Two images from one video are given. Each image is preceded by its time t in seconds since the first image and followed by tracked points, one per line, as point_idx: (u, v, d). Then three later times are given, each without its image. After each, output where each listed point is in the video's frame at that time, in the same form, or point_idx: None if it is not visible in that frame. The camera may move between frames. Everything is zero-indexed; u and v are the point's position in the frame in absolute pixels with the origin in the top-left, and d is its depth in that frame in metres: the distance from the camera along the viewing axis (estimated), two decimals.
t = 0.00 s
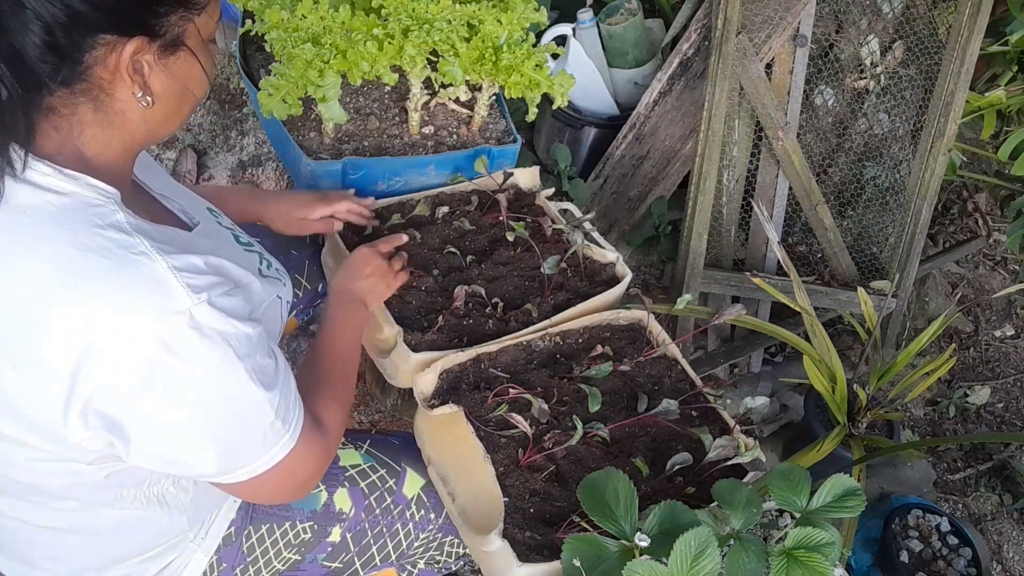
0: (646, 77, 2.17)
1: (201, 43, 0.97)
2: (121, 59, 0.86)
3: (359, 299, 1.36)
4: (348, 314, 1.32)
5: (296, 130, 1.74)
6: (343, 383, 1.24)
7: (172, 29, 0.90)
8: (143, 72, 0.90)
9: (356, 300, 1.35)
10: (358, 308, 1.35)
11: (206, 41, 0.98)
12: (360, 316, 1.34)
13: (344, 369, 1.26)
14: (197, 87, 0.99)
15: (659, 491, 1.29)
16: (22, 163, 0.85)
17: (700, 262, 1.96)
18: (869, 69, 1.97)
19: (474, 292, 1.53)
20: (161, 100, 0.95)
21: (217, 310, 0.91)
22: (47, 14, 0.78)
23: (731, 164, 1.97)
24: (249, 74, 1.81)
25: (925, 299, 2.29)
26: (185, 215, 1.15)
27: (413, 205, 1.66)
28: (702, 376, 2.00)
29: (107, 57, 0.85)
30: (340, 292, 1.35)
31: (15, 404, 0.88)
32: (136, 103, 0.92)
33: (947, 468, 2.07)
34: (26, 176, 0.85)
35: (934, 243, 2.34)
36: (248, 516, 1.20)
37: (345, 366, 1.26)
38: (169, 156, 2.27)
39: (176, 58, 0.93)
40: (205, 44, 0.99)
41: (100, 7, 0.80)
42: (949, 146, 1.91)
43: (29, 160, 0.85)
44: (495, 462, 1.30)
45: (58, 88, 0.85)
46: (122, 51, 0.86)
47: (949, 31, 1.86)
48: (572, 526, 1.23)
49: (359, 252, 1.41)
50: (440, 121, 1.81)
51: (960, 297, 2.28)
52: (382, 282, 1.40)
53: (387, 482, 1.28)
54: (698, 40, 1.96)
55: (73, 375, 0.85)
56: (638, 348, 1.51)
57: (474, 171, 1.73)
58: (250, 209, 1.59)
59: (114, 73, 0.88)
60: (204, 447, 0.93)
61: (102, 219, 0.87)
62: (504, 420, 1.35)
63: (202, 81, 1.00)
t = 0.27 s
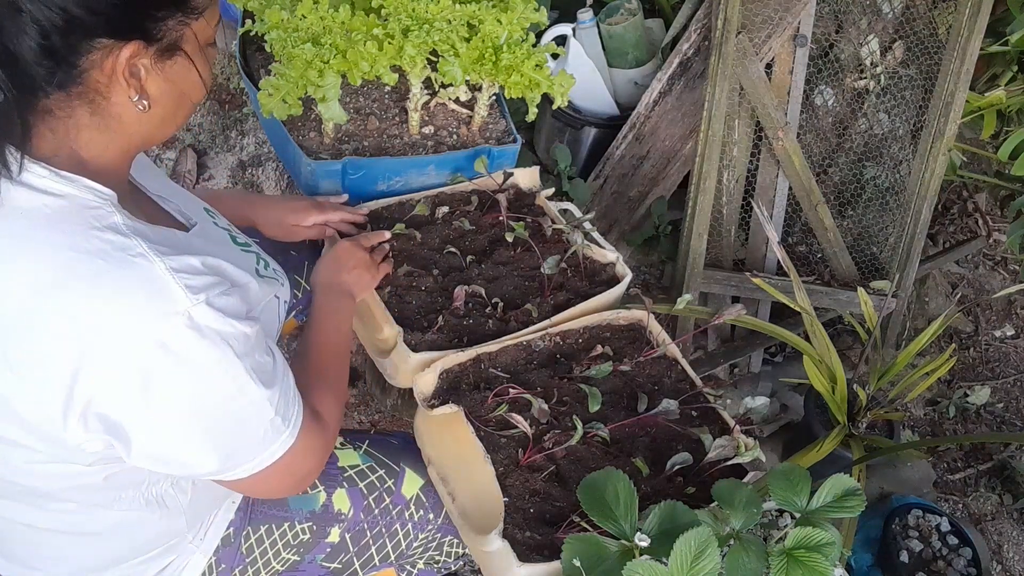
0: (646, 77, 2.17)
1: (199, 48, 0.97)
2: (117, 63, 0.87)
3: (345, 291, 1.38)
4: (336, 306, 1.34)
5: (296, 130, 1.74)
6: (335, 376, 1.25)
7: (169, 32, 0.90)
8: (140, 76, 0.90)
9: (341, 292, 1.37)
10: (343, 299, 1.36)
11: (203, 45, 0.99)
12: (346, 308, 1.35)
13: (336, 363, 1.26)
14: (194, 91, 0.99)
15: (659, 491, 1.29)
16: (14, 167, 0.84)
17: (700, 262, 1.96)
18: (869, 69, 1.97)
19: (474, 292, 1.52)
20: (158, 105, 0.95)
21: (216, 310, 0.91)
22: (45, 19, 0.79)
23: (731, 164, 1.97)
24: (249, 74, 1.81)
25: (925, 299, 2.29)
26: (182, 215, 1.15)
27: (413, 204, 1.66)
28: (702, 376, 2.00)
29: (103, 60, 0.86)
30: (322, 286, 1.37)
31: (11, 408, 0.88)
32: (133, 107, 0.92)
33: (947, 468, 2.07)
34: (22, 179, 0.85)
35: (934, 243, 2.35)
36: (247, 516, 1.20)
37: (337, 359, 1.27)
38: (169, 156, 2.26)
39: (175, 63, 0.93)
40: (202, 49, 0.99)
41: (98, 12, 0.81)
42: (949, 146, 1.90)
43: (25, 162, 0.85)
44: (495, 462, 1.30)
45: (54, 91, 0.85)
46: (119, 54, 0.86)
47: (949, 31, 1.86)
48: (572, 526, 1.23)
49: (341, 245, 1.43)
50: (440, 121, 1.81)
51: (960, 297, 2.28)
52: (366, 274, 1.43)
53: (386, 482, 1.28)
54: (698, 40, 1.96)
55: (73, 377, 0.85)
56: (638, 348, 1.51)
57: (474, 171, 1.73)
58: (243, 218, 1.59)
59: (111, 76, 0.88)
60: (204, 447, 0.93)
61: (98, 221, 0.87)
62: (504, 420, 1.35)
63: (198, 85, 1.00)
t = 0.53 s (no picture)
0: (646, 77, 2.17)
1: (191, 49, 0.98)
2: (110, 63, 0.86)
3: (335, 284, 1.38)
4: (333, 298, 1.35)
5: (296, 130, 1.74)
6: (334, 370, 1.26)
7: (161, 34, 0.90)
8: (132, 76, 0.90)
9: (329, 285, 1.36)
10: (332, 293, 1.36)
11: (196, 47, 0.99)
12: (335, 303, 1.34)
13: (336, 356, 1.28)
14: (187, 91, 1.00)
15: (659, 491, 1.29)
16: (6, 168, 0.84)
17: (700, 261, 1.96)
18: (869, 69, 1.97)
19: (474, 292, 1.53)
20: (151, 105, 0.95)
21: (210, 309, 0.91)
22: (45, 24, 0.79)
23: (731, 164, 1.97)
24: (249, 74, 1.81)
25: (925, 299, 2.29)
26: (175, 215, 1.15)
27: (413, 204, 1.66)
28: (702, 376, 2.00)
29: (95, 60, 0.85)
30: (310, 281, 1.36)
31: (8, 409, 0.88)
32: (125, 106, 0.92)
33: (947, 468, 2.07)
34: (15, 179, 0.85)
35: (934, 243, 2.35)
36: (247, 517, 1.20)
37: (330, 354, 1.27)
38: (169, 156, 2.26)
39: (167, 62, 0.93)
40: (195, 51, 0.99)
41: (97, 16, 0.81)
42: (949, 146, 1.90)
43: (18, 163, 0.85)
44: (495, 462, 1.30)
45: (46, 91, 0.84)
46: (112, 53, 0.86)
47: (949, 31, 1.86)
48: (572, 526, 1.23)
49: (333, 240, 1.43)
50: (440, 121, 1.81)
51: (960, 297, 2.28)
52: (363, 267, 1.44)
53: (386, 482, 1.28)
54: (698, 40, 1.96)
55: (69, 379, 0.85)
56: (638, 348, 1.51)
57: (474, 171, 1.73)
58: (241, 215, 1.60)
59: (103, 75, 0.87)
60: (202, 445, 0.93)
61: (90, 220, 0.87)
62: (504, 420, 1.35)
63: (191, 86, 1.00)
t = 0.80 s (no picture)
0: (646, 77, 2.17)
1: (173, 81, 0.91)
2: (57, 79, 0.82)
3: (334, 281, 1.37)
4: (329, 296, 1.34)
5: (296, 130, 1.74)
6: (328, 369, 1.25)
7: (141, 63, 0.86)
8: (87, 98, 0.85)
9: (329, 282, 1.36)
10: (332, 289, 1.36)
11: (184, 81, 0.93)
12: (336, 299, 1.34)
13: (330, 355, 1.27)
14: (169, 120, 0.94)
15: (659, 491, 1.29)
16: None
17: (700, 262, 1.96)
18: (869, 69, 1.97)
19: (474, 292, 1.53)
20: (119, 127, 0.90)
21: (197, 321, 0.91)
22: (19, 39, 0.78)
23: (731, 164, 1.97)
24: (249, 74, 1.81)
25: (925, 299, 2.29)
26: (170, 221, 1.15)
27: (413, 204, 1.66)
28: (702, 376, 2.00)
29: (42, 72, 0.81)
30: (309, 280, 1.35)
31: None
32: (85, 127, 0.88)
33: (947, 468, 2.07)
34: None
35: (934, 243, 2.35)
36: (247, 519, 1.20)
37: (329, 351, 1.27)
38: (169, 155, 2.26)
39: (139, 87, 0.88)
40: (182, 84, 0.93)
41: (72, 37, 0.79)
42: (948, 146, 1.90)
43: None
44: (495, 462, 1.30)
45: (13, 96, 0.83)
46: (58, 70, 0.81)
47: (949, 31, 1.86)
48: (572, 526, 1.23)
49: (331, 240, 1.44)
50: (440, 121, 1.81)
51: (960, 297, 2.28)
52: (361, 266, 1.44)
53: (386, 483, 1.28)
54: (698, 40, 1.96)
55: (56, 390, 0.85)
56: (638, 348, 1.51)
57: (474, 171, 1.73)
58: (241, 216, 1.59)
59: (53, 89, 0.83)
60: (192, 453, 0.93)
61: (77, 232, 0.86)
62: (504, 420, 1.35)
63: (171, 119, 0.94)
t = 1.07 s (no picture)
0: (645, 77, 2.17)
1: (192, 114, 0.82)
2: (74, 109, 0.74)
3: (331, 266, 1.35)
4: (354, 359, 1.08)
5: (296, 130, 1.74)
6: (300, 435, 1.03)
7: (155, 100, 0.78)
8: (101, 128, 0.77)
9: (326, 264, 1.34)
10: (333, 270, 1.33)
11: (205, 115, 0.83)
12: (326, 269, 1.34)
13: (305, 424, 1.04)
14: (192, 154, 0.86)
15: (659, 491, 1.29)
16: None
17: (700, 262, 1.96)
18: (869, 69, 1.97)
19: (474, 292, 1.53)
20: (134, 154, 0.81)
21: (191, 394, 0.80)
22: (32, 67, 0.71)
23: (731, 164, 1.97)
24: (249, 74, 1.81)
25: (925, 299, 2.29)
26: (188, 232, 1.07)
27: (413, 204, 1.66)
28: (702, 376, 2.00)
29: (62, 103, 0.74)
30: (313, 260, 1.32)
31: None
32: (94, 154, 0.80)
33: (947, 468, 2.07)
34: None
35: (934, 244, 2.35)
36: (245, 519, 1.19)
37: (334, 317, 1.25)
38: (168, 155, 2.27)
39: (153, 120, 0.79)
40: (203, 118, 0.83)
41: (87, 71, 0.72)
42: (949, 146, 1.90)
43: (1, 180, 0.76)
44: (495, 462, 1.30)
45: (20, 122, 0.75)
46: (75, 101, 0.74)
47: (949, 31, 1.85)
48: (572, 526, 1.23)
49: (393, 291, 1.19)
50: (439, 121, 1.81)
51: (959, 297, 2.28)
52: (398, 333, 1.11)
53: (387, 484, 1.25)
54: (698, 40, 1.96)
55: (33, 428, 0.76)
56: (638, 348, 1.51)
57: (474, 171, 1.74)
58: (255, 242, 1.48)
59: (66, 118, 0.75)
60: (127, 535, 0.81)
61: (90, 263, 0.78)
62: (503, 420, 1.35)
63: (189, 152, 0.85)
